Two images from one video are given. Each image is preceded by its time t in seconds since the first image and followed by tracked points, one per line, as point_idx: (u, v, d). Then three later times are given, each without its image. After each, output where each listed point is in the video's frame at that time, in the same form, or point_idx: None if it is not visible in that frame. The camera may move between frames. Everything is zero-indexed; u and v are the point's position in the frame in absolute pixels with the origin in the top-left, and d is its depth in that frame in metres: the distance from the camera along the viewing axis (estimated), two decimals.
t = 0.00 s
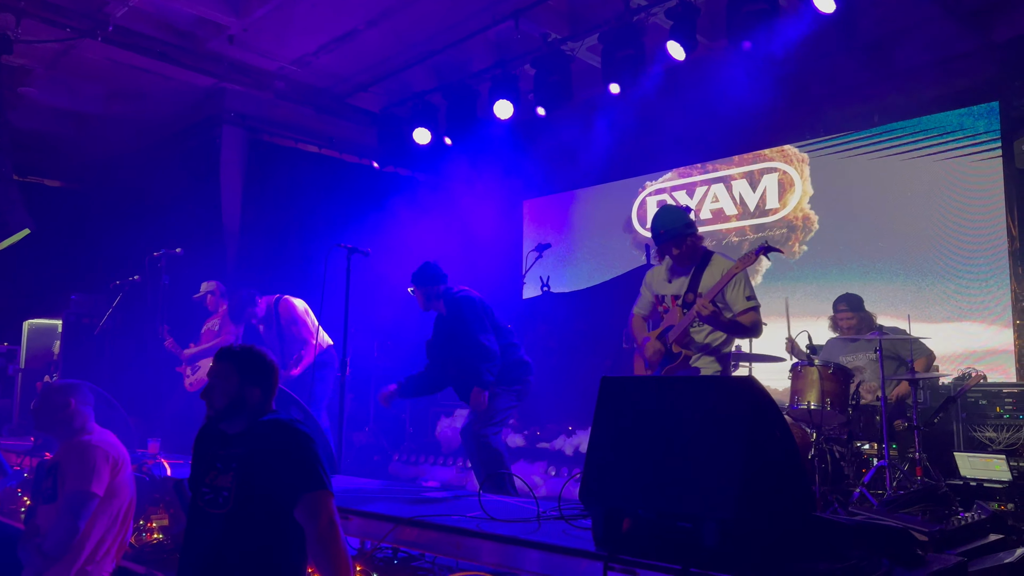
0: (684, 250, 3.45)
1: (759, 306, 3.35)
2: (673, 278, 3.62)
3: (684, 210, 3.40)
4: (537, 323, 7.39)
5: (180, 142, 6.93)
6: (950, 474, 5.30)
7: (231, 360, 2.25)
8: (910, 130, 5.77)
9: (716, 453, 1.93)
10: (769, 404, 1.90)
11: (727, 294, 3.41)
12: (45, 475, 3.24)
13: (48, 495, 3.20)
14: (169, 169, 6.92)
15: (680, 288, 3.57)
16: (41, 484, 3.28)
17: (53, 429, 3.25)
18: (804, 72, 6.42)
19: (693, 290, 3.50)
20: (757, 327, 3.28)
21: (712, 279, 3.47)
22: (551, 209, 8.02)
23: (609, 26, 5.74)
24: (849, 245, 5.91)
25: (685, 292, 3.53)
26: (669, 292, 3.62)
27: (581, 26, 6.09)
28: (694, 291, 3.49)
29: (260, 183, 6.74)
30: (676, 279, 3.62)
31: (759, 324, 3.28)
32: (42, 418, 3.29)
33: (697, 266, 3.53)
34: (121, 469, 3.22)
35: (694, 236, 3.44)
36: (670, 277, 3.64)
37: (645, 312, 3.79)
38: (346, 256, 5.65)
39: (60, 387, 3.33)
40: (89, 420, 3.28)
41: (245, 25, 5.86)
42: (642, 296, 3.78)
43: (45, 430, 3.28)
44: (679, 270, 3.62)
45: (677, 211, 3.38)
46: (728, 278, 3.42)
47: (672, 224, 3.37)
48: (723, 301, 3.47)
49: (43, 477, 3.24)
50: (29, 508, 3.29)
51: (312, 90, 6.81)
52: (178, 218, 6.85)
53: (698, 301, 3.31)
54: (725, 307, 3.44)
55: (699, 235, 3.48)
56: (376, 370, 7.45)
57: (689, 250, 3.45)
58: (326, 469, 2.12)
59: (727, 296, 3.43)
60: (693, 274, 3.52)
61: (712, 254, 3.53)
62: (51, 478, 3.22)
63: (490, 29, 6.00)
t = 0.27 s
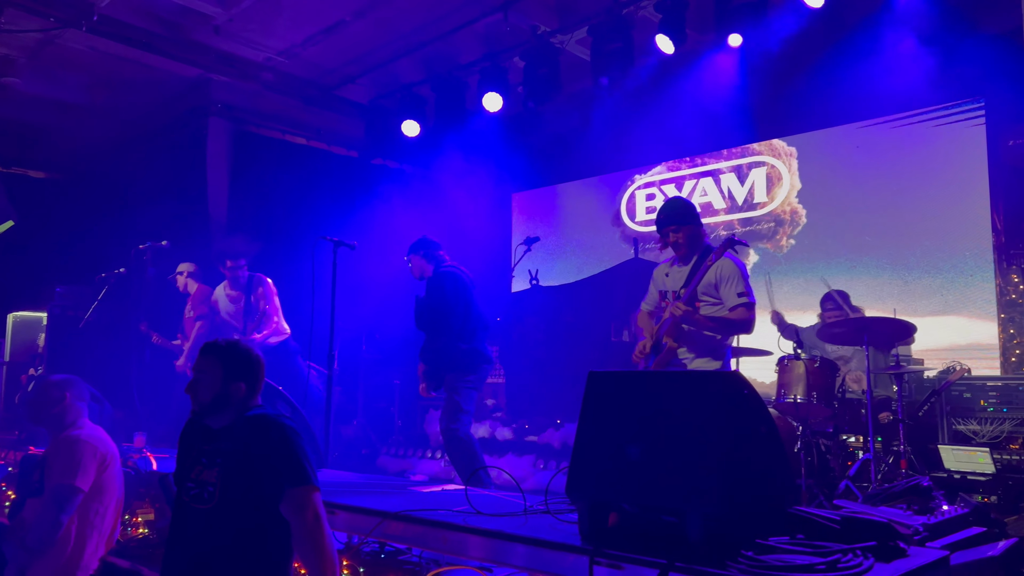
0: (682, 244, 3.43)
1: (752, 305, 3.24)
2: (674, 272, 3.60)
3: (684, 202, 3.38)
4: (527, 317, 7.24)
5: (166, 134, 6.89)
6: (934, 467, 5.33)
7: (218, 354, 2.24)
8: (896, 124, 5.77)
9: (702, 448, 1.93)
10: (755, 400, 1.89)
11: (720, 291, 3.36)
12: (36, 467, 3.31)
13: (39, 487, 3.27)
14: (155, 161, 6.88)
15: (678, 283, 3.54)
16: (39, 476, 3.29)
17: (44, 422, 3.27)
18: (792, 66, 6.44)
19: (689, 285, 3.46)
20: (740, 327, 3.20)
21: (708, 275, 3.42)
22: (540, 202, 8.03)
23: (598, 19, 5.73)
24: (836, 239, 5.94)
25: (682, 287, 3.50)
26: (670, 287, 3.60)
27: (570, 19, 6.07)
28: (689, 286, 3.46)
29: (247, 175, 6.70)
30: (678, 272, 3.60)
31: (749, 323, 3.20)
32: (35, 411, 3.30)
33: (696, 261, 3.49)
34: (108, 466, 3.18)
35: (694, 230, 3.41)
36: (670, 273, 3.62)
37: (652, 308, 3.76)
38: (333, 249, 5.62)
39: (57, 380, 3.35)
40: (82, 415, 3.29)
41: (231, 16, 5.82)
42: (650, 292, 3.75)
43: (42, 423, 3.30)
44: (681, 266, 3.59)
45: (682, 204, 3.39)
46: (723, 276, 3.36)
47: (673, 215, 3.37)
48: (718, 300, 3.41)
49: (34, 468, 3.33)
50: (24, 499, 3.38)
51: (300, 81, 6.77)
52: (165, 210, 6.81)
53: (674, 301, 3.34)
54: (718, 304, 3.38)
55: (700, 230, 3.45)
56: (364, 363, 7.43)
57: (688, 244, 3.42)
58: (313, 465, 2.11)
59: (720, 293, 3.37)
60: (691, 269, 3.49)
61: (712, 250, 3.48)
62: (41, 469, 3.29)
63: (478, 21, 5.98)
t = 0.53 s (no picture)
0: (692, 249, 3.70)
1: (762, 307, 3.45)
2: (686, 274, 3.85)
3: (692, 210, 3.64)
4: (509, 307, 6.94)
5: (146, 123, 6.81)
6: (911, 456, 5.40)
7: (196, 343, 2.22)
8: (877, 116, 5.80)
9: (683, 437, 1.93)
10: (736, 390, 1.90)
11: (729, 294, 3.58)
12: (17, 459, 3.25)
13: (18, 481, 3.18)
14: (135, 150, 6.81)
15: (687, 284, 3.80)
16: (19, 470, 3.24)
17: (29, 411, 3.21)
18: (776, 58, 6.46)
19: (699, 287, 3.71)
20: (746, 329, 3.40)
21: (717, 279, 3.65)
22: (525, 193, 8.06)
23: (583, 9, 5.71)
24: (817, 231, 5.96)
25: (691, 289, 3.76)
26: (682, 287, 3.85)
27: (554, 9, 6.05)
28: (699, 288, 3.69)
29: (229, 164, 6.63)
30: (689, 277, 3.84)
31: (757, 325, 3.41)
32: (22, 401, 3.22)
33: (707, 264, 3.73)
34: (92, 463, 3.17)
35: (704, 236, 3.66)
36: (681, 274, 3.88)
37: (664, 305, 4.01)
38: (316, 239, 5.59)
39: (47, 369, 3.30)
40: (67, 408, 3.25)
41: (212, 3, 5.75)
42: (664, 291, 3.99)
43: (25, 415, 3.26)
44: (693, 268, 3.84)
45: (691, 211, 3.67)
46: (733, 281, 3.58)
47: (683, 220, 3.65)
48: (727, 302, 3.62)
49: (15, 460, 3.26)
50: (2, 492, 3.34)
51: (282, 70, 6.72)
52: (145, 200, 6.74)
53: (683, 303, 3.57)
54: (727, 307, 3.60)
55: (712, 237, 3.71)
56: (347, 354, 7.43)
57: (698, 249, 3.69)
58: (294, 455, 2.10)
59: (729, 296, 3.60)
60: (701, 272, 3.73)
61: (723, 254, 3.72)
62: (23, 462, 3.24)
63: (462, 11, 5.95)
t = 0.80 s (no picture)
0: (714, 219, 3.66)
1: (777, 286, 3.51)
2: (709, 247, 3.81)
3: (724, 178, 3.58)
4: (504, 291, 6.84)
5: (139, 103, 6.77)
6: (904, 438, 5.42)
7: (190, 325, 2.20)
8: (873, 99, 5.80)
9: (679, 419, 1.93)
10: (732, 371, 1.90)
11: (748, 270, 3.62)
12: (19, 439, 3.23)
13: (20, 463, 3.16)
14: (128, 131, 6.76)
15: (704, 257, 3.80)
16: (17, 450, 3.20)
17: (29, 391, 3.17)
18: (772, 40, 6.45)
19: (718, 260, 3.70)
20: (768, 302, 3.43)
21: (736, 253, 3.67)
22: (519, 176, 8.04)
23: None
24: (812, 214, 5.96)
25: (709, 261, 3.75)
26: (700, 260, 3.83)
27: None
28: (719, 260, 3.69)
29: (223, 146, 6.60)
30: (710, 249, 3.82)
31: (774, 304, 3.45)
32: (22, 379, 3.20)
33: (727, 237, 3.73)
34: (95, 447, 3.14)
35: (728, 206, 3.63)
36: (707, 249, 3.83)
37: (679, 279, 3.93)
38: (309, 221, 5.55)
39: (51, 349, 3.27)
40: (68, 390, 3.21)
41: None
42: (680, 264, 3.91)
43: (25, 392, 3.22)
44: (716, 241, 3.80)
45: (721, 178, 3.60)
46: (753, 256, 3.61)
47: (709, 188, 3.60)
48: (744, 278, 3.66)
49: (17, 441, 3.22)
50: None
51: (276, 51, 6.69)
52: (138, 182, 6.71)
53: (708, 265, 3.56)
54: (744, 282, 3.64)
55: (734, 208, 3.69)
56: (341, 337, 7.43)
57: (720, 220, 3.66)
58: (290, 436, 2.10)
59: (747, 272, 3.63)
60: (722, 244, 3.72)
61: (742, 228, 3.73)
62: (24, 443, 3.20)
63: None
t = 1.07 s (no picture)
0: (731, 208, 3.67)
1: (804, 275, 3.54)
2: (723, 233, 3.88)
3: (736, 170, 3.53)
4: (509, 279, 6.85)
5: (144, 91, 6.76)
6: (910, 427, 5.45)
7: (202, 311, 2.20)
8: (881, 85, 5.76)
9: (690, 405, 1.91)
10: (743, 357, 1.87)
11: (772, 259, 3.66)
12: (29, 425, 3.20)
13: (30, 448, 3.14)
14: (133, 119, 6.76)
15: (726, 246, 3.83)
16: (28, 436, 3.17)
17: (41, 378, 3.16)
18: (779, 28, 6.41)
19: (740, 250, 3.74)
20: (796, 294, 3.47)
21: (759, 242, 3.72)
22: (525, 164, 8.05)
23: None
24: (819, 202, 5.93)
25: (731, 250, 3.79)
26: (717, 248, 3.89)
27: None
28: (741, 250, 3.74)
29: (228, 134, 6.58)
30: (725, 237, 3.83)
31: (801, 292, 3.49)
32: (34, 364, 3.18)
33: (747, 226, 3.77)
34: (107, 434, 3.15)
35: (746, 196, 3.62)
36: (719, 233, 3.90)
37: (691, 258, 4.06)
38: (315, 209, 5.55)
39: (62, 337, 3.25)
40: (79, 377, 3.20)
41: None
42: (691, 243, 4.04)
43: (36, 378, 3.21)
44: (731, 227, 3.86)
45: (727, 167, 3.55)
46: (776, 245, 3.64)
47: (724, 180, 3.55)
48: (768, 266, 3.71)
49: (28, 428, 3.20)
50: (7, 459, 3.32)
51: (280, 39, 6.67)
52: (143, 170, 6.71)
53: (740, 262, 3.53)
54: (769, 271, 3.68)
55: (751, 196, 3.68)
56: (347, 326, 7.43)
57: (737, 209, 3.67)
58: (299, 422, 2.09)
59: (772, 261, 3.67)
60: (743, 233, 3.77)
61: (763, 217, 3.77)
62: (34, 429, 3.17)
63: None
